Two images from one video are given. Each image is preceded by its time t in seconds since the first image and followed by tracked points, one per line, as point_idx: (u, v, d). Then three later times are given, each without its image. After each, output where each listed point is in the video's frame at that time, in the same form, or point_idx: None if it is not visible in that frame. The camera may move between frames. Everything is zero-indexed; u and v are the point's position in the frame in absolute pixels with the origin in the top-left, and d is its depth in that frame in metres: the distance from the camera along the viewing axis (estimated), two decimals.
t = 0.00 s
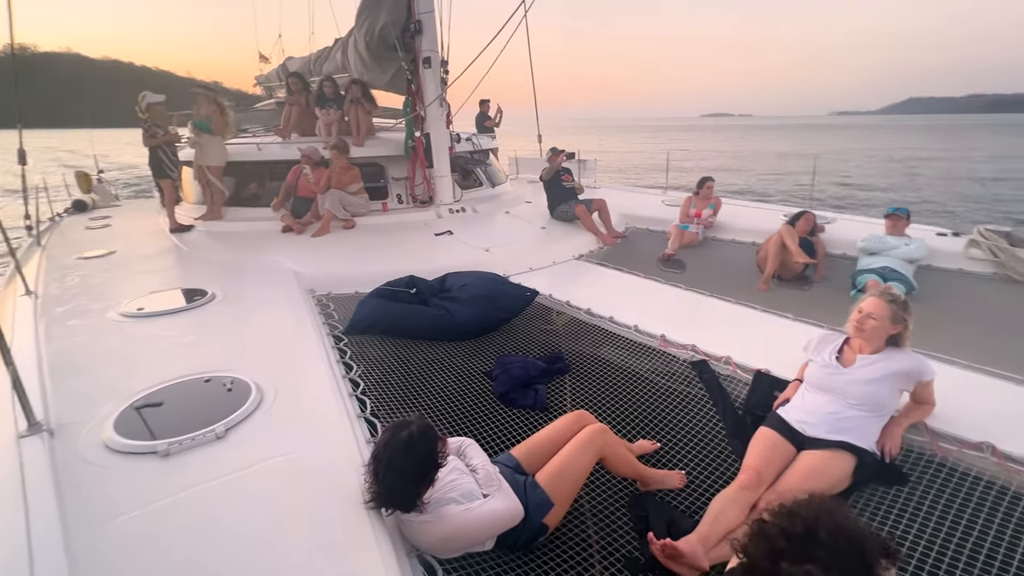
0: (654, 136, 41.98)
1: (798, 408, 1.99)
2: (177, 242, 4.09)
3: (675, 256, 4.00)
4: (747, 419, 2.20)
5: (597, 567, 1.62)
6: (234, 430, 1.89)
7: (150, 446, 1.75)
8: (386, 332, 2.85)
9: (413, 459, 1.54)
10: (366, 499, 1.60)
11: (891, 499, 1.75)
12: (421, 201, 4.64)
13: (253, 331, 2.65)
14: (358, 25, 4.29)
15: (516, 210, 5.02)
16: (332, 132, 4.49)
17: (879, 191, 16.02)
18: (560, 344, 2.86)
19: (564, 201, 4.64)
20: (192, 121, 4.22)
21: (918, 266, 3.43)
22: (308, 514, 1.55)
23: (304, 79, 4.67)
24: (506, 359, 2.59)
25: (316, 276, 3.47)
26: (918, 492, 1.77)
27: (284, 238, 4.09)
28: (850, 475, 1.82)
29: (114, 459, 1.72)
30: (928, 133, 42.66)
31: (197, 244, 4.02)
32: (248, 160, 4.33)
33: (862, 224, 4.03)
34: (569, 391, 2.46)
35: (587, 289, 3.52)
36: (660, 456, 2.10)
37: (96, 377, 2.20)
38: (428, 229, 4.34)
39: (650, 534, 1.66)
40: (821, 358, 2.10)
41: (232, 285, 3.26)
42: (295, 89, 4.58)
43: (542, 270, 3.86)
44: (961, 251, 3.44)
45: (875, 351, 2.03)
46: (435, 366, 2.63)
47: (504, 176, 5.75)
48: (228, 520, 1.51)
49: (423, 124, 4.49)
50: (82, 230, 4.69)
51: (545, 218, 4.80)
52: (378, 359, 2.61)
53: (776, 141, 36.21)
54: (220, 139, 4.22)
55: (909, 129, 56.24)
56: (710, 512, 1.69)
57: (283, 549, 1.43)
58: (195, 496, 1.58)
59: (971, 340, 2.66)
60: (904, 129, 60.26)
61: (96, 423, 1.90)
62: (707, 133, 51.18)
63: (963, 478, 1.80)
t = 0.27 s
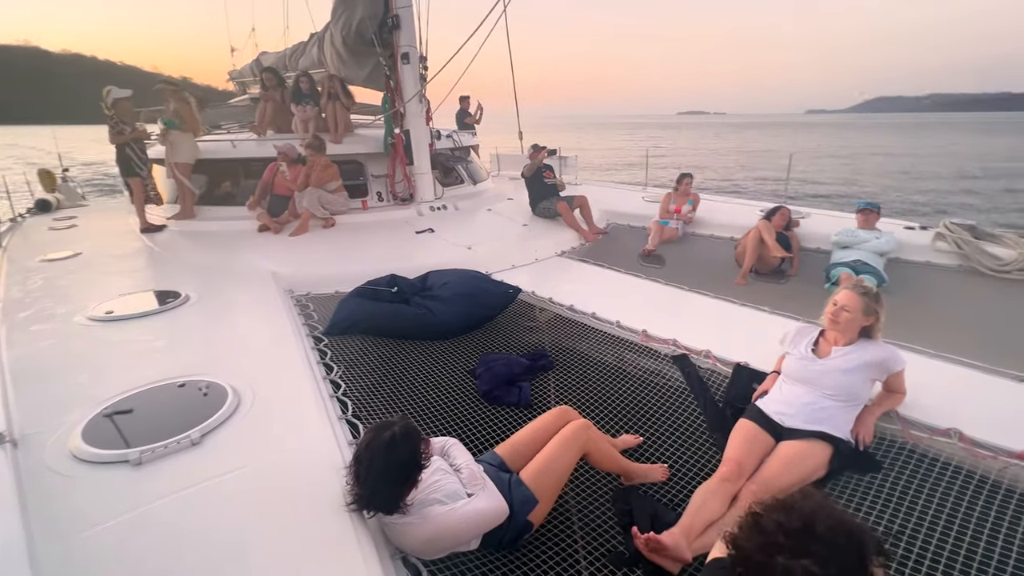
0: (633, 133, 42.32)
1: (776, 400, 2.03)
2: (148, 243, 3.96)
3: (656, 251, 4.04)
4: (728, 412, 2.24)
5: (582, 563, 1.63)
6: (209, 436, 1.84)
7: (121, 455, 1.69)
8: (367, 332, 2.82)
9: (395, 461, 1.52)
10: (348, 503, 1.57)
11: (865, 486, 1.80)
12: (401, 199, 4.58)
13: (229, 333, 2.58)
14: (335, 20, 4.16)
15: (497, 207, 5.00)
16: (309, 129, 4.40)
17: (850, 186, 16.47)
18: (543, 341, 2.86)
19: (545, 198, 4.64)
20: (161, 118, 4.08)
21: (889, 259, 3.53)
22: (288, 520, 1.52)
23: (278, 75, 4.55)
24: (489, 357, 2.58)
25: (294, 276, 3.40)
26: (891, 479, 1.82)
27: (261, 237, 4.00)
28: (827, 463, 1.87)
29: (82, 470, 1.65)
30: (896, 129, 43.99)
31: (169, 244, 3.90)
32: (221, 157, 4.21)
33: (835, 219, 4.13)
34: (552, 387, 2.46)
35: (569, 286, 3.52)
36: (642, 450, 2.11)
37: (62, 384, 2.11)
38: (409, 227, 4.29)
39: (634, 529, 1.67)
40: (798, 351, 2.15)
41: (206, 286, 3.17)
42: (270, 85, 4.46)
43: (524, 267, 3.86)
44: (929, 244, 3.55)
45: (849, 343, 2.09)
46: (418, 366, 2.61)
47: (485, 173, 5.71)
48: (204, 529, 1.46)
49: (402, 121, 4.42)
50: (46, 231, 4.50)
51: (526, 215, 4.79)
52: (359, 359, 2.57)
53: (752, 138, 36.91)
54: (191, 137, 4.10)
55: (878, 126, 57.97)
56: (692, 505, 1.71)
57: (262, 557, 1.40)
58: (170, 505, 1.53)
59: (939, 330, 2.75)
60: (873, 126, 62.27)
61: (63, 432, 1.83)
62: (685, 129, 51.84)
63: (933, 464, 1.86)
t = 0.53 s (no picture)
0: (614, 129, 42.56)
1: (757, 392, 2.07)
2: (119, 242, 3.83)
3: (638, 247, 4.07)
4: (710, 404, 2.27)
5: (570, 557, 1.64)
6: (187, 440, 1.79)
7: (93, 463, 1.63)
8: (350, 331, 2.78)
9: (378, 461, 1.50)
10: (332, 504, 1.55)
11: (843, 473, 1.85)
12: (383, 196, 4.52)
13: (207, 335, 2.52)
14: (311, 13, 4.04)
15: (480, 203, 4.97)
16: (286, 125, 4.29)
17: (825, 181, 16.87)
18: (528, 337, 2.86)
19: (528, 194, 4.63)
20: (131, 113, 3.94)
21: (863, 252, 3.62)
22: (270, 523, 1.49)
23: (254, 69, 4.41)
24: (474, 355, 2.57)
25: (273, 275, 3.32)
26: (867, 466, 1.87)
27: (239, 236, 3.91)
28: (806, 452, 1.91)
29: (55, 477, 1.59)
30: (868, 126, 45.18)
31: (142, 243, 3.78)
32: (196, 154, 4.09)
33: (812, 214, 4.22)
34: (538, 383, 2.46)
35: (553, 282, 3.53)
36: (628, 444, 2.13)
37: (30, 391, 2.03)
38: (391, 225, 4.24)
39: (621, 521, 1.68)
40: (777, 343, 2.19)
41: (182, 286, 3.09)
42: (245, 79, 4.32)
43: (508, 264, 3.85)
44: (901, 238, 3.66)
45: (825, 334, 2.14)
46: (402, 364, 2.58)
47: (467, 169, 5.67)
48: (184, 536, 1.43)
49: (383, 117, 4.34)
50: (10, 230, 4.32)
51: (510, 212, 4.78)
52: (342, 359, 2.53)
53: (731, 134, 37.47)
54: (164, 132, 3.96)
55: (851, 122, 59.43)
56: (677, 497, 1.73)
57: (245, 562, 1.37)
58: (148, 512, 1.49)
59: (911, 321, 2.84)
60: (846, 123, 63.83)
61: (32, 440, 1.76)
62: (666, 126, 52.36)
63: (907, 451, 1.92)
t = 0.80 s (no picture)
0: (596, 125, 42.77)
1: (737, 384, 2.11)
2: (88, 241, 3.70)
3: (620, 243, 4.10)
4: (692, 397, 2.31)
5: (556, 552, 1.65)
6: (162, 444, 1.74)
7: (64, 471, 1.57)
8: (331, 330, 2.74)
9: (361, 462, 1.49)
10: (313, 504, 1.53)
11: (820, 462, 1.90)
12: (364, 192, 4.44)
13: (182, 335, 2.45)
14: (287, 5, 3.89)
15: (463, 200, 4.94)
16: (263, 121, 4.20)
17: (800, 177, 17.25)
18: (511, 334, 2.86)
19: (511, 191, 4.62)
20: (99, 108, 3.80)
21: (838, 247, 3.71)
22: (249, 526, 1.46)
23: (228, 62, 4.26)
24: (458, 353, 2.56)
25: (252, 274, 3.25)
26: (842, 454, 1.93)
27: (214, 234, 3.81)
28: (784, 442, 1.95)
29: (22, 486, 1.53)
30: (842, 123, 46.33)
31: (113, 242, 3.65)
32: (168, 151, 3.97)
33: (788, 209, 4.31)
34: (522, 380, 2.47)
35: (536, 278, 3.54)
36: (612, 438, 2.15)
37: None
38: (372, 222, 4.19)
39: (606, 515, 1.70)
40: (756, 336, 2.23)
41: (155, 286, 3.00)
42: (220, 72, 4.20)
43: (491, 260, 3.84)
44: (872, 232, 3.76)
45: (803, 327, 2.18)
46: (385, 363, 2.56)
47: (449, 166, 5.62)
48: (160, 542, 1.39)
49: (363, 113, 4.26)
50: None
51: (492, 208, 4.76)
52: (324, 358, 2.50)
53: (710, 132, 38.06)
54: (135, 128, 3.83)
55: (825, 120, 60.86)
56: (660, 490, 1.75)
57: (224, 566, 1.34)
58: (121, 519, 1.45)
59: (883, 313, 2.92)
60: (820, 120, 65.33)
61: None
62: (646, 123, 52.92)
63: (881, 439, 1.98)
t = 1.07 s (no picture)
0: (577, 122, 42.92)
1: (718, 377, 2.14)
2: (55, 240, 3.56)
3: (602, 240, 4.13)
4: (673, 391, 2.34)
5: (541, 547, 1.66)
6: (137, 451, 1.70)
7: (66, 484, 1.61)
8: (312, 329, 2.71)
9: (336, 462, 1.50)
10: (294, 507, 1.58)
11: (798, 452, 1.95)
12: (345, 189, 4.30)
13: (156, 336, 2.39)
14: None
15: (445, 197, 4.90)
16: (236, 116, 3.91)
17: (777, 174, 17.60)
18: (494, 330, 2.86)
19: (494, 188, 4.60)
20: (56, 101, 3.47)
21: (813, 242, 3.80)
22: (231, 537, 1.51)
23: (201, 50, 3.86)
24: (442, 350, 2.54)
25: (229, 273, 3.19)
26: (819, 444, 1.98)
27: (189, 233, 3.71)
28: (762, 434, 1.99)
29: None
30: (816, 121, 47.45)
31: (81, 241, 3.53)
32: (140, 147, 3.84)
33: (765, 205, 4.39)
34: (506, 376, 2.47)
35: (519, 275, 3.54)
36: (596, 433, 2.17)
37: None
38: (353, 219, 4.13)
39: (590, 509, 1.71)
40: (736, 330, 2.27)
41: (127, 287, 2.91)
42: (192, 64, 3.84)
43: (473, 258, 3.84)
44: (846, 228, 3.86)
45: (781, 321, 2.22)
46: (368, 362, 2.54)
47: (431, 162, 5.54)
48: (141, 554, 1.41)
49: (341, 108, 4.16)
50: None
51: (475, 205, 4.74)
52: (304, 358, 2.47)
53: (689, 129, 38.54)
54: (104, 123, 3.69)
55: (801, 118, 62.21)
56: (643, 483, 1.77)
57: None
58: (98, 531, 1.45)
59: (856, 306, 3.01)
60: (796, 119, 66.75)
61: None
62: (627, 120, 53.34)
63: (854, 428, 2.04)
